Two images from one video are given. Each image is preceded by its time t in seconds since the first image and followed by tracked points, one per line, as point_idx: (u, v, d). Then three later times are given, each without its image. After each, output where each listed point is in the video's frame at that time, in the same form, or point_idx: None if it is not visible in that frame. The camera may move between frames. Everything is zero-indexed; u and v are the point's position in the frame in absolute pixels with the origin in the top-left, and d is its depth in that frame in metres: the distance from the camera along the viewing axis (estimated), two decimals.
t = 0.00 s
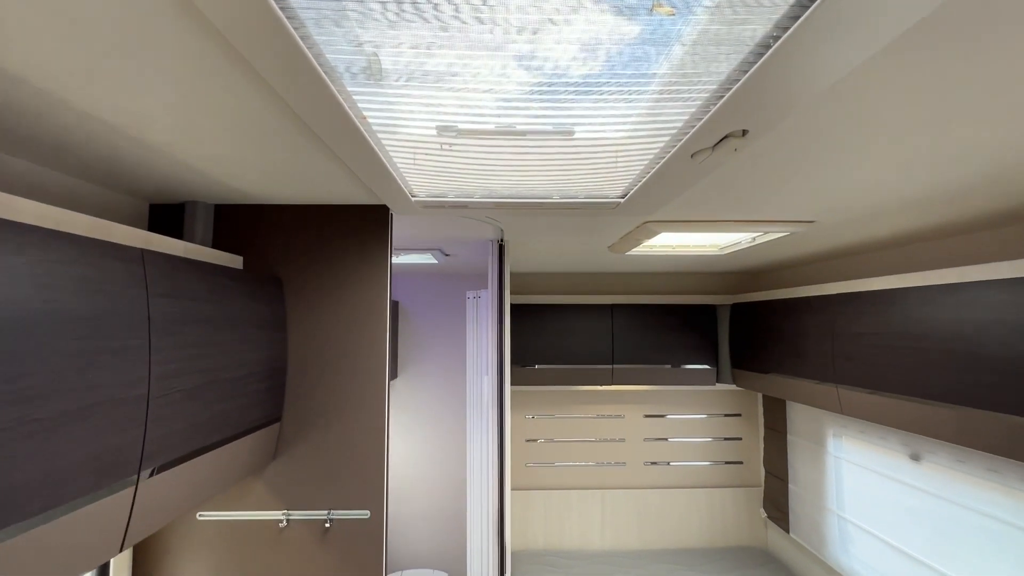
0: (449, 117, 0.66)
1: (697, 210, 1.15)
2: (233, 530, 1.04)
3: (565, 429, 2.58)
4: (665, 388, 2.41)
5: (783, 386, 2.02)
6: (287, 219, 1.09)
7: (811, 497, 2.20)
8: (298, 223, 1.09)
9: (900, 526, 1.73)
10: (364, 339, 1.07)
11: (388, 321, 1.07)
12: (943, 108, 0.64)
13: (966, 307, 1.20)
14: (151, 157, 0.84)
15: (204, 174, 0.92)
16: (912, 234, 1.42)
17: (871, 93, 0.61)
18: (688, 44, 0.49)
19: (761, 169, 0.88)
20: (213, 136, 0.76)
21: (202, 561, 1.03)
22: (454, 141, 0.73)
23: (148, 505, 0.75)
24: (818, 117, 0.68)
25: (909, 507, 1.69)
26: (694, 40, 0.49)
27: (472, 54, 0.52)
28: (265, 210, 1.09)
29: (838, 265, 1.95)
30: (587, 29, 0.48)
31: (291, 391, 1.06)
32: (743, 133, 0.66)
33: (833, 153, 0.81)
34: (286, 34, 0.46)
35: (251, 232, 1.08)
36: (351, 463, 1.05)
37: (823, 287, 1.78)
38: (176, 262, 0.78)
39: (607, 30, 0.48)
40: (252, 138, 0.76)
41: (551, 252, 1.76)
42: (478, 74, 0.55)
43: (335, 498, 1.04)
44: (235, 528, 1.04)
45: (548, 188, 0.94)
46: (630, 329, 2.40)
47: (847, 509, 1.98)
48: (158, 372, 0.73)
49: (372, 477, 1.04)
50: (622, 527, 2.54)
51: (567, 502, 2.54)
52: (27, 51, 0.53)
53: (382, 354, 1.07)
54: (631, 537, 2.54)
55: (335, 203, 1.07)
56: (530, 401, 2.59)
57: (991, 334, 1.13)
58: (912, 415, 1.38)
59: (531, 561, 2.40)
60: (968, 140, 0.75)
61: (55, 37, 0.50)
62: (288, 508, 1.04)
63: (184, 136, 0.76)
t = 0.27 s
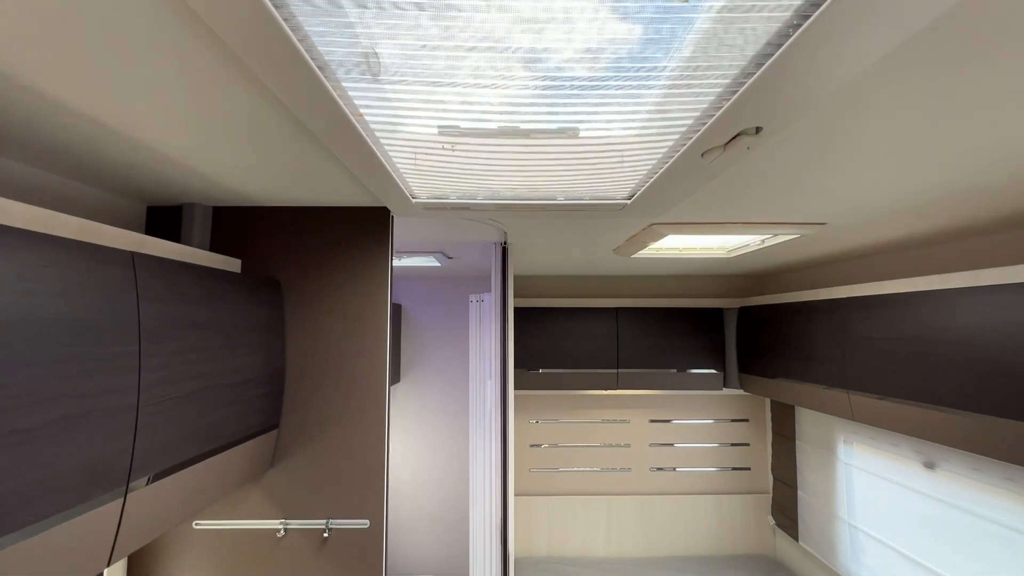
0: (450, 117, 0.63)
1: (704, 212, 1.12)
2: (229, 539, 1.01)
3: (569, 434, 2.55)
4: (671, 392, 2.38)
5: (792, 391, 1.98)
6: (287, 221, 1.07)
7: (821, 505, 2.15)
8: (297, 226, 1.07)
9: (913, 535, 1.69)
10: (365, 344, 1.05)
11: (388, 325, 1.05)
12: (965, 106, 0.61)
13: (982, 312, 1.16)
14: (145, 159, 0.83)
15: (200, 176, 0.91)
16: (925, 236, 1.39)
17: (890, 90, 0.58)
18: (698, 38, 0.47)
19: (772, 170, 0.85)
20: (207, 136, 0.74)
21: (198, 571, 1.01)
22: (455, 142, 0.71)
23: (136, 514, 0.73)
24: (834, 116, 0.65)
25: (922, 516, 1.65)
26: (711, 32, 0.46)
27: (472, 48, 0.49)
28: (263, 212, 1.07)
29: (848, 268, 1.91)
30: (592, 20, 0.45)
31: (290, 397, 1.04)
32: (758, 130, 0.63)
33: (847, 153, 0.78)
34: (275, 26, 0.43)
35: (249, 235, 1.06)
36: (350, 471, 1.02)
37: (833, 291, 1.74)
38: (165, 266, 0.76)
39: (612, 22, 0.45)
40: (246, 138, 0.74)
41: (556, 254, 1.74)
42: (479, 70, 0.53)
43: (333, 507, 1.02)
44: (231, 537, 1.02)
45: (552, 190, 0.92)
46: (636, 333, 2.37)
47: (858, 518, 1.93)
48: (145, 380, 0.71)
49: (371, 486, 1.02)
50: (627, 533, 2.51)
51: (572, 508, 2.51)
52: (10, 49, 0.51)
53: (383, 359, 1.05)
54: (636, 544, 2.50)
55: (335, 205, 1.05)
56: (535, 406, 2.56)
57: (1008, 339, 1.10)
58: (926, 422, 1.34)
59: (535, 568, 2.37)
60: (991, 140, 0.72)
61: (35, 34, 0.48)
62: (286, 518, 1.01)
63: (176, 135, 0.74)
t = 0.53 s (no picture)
0: (446, 114, 0.60)
1: (709, 213, 1.09)
2: (220, 549, 0.99)
3: (572, 439, 2.51)
4: (676, 397, 2.33)
5: (800, 397, 1.94)
6: (281, 222, 1.04)
7: (830, 513, 2.10)
8: (291, 227, 1.04)
9: (926, 546, 1.64)
10: (360, 348, 1.02)
11: (384, 329, 1.02)
12: (987, 98, 0.58)
13: (999, 316, 1.12)
14: (133, 159, 0.80)
15: (190, 177, 0.88)
16: (938, 237, 1.35)
17: (909, 82, 0.54)
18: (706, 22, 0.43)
19: (780, 169, 0.82)
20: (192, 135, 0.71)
21: None
22: (451, 140, 0.68)
23: (115, 527, 0.70)
24: (847, 110, 0.61)
25: (935, 526, 1.60)
26: (720, 18, 0.43)
27: (467, 37, 0.46)
28: (257, 214, 1.04)
29: (857, 270, 1.87)
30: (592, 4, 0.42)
31: (282, 403, 1.01)
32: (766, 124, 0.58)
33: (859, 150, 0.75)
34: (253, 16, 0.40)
35: (242, 237, 1.04)
36: (344, 479, 0.99)
37: (842, 294, 1.70)
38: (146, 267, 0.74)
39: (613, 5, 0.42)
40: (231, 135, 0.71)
41: (558, 256, 1.71)
42: (475, 62, 0.50)
43: (327, 517, 0.99)
44: (222, 546, 0.99)
45: (551, 189, 0.89)
46: (640, 336, 2.33)
47: (869, 527, 1.88)
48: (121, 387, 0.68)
49: (365, 495, 0.99)
50: (631, 540, 2.46)
51: (575, 514, 2.47)
52: None
53: (378, 364, 1.02)
54: (641, 551, 2.46)
55: (329, 205, 1.03)
56: (537, 410, 2.53)
57: None
58: (939, 430, 1.30)
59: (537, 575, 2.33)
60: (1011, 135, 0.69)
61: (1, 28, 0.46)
62: (278, 527, 0.99)
63: (160, 134, 0.71)
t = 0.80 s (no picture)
0: (438, 111, 0.57)
1: (713, 212, 1.05)
2: (206, 558, 0.96)
3: (575, 443, 2.47)
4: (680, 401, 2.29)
5: (809, 402, 1.89)
6: (271, 222, 1.02)
7: (840, 521, 2.05)
8: (281, 227, 1.02)
9: (939, 557, 1.58)
10: (352, 352, 0.99)
11: (376, 332, 0.99)
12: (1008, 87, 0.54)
13: (1017, 320, 1.08)
14: (115, 156, 0.78)
15: (176, 175, 0.86)
16: (952, 237, 1.30)
17: (926, 71, 0.51)
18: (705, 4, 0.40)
19: (786, 165, 0.78)
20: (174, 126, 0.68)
21: None
22: (444, 138, 0.65)
23: (81, 540, 0.68)
24: (859, 102, 0.58)
25: (948, 537, 1.55)
26: (723, 1, 0.39)
27: (456, 27, 0.43)
28: (246, 214, 1.02)
29: (867, 272, 1.82)
30: None
31: (271, 408, 0.98)
32: (770, 114, 0.54)
33: (870, 145, 0.71)
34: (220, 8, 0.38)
35: (232, 238, 1.02)
36: (334, 488, 0.96)
37: (851, 296, 1.65)
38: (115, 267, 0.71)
39: None
40: (213, 128, 0.69)
41: (558, 258, 1.67)
42: (465, 54, 0.47)
43: (316, 526, 0.96)
44: (209, 556, 0.96)
45: (547, 187, 0.85)
46: (643, 339, 2.29)
47: (880, 537, 1.83)
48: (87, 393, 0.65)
49: (355, 504, 0.95)
50: (635, 548, 2.42)
51: (577, 521, 2.43)
52: None
53: (370, 368, 0.99)
54: (645, 559, 2.41)
55: (320, 205, 1.00)
56: (539, 414, 2.49)
57: None
58: (953, 438, 1.25)
59: None
60: None
61: None
62: (266, 536, 0.96)
63: (141, 125, 0.69)
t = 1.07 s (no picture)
0: (428, 103, 0.55)
1: (715, 208, 1.01)
2: (192, 565, 0.93)
3: (578, 447, 2.43)
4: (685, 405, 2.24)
5: (818, 405, 1.84)
6: (260, 220, 0.99)
7: (850, 529, 1.99)
8: (270, 225, 0.99)
9: (952, 567, 1.53)
10: (343, 354, 0.96)
11: (367, 333, 0.96)
12: None
13: None
14: (95, 152, 0.76)
15: (160, 171, 0.84)
16: (967, 235, 1.25)
17: (944, 53, 0.47)
18: None
19: (792, 157, 0.74)
20: (156, 121, 0.66)
21: None
22: (438, 132, 0.62)
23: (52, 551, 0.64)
24: (870, 88, 0.54)
25: (962, 547, 1.49)
26: None
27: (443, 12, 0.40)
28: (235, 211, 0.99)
29: (877, 272, 1.77)
30: None
31: (260, 411, 0.96)
32: (774, 99, 0.50)
33: (882, 136, 0.67)
34: None
35: (220, 236, 0.99)
36: (323, 493, 0.93)
37: (861, 297, 1.60)
38: (92, 264, 0.68)
39: None
40: (193, 122, 0.66)
41: (559, 257, 1.64)
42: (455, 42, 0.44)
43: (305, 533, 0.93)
44: (194, 562, 0.93)
45: (542, 181, 0.82)
46: (647, 341, 2.25)
47: (892, 545, 1.77)
48: (56, 395, 0.62)
49: (345, 510, 0.93)
50: (639, 553, 2.37)
51: (580, 526, 2.39)
52: None
53: (361, 370, 0.96)
54: (649, 565, 2.36)
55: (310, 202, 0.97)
56: (541, 417, 2.45)
57: None
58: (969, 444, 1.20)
59: None
60: None
61: None
62: (253, 543, 0.93)
63: (121, 121, 0.66)
